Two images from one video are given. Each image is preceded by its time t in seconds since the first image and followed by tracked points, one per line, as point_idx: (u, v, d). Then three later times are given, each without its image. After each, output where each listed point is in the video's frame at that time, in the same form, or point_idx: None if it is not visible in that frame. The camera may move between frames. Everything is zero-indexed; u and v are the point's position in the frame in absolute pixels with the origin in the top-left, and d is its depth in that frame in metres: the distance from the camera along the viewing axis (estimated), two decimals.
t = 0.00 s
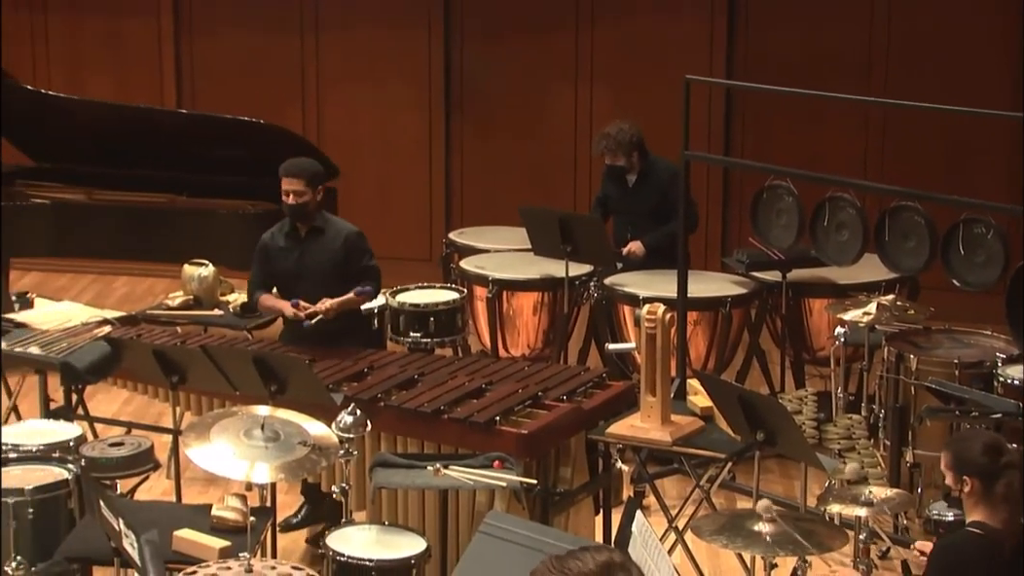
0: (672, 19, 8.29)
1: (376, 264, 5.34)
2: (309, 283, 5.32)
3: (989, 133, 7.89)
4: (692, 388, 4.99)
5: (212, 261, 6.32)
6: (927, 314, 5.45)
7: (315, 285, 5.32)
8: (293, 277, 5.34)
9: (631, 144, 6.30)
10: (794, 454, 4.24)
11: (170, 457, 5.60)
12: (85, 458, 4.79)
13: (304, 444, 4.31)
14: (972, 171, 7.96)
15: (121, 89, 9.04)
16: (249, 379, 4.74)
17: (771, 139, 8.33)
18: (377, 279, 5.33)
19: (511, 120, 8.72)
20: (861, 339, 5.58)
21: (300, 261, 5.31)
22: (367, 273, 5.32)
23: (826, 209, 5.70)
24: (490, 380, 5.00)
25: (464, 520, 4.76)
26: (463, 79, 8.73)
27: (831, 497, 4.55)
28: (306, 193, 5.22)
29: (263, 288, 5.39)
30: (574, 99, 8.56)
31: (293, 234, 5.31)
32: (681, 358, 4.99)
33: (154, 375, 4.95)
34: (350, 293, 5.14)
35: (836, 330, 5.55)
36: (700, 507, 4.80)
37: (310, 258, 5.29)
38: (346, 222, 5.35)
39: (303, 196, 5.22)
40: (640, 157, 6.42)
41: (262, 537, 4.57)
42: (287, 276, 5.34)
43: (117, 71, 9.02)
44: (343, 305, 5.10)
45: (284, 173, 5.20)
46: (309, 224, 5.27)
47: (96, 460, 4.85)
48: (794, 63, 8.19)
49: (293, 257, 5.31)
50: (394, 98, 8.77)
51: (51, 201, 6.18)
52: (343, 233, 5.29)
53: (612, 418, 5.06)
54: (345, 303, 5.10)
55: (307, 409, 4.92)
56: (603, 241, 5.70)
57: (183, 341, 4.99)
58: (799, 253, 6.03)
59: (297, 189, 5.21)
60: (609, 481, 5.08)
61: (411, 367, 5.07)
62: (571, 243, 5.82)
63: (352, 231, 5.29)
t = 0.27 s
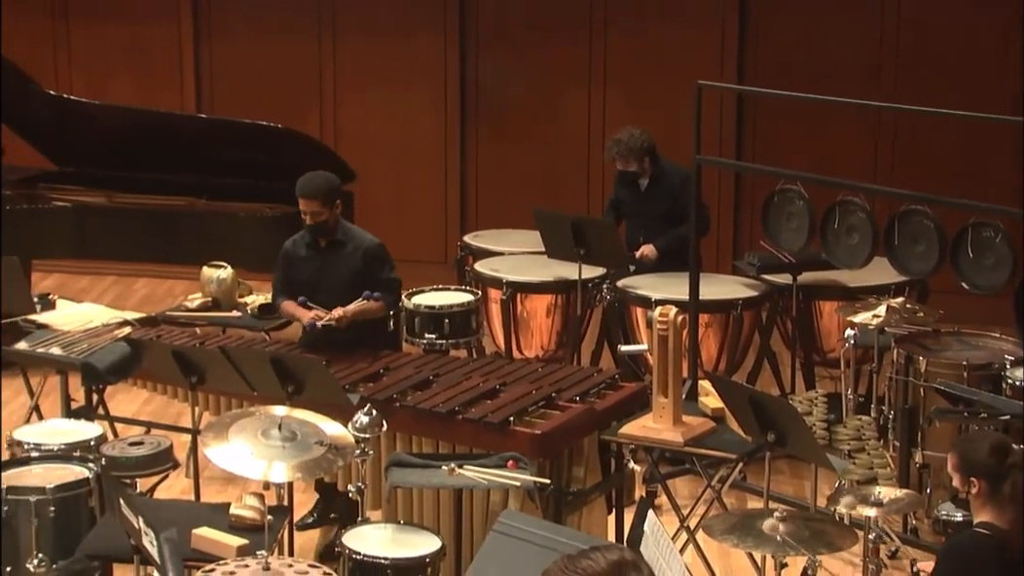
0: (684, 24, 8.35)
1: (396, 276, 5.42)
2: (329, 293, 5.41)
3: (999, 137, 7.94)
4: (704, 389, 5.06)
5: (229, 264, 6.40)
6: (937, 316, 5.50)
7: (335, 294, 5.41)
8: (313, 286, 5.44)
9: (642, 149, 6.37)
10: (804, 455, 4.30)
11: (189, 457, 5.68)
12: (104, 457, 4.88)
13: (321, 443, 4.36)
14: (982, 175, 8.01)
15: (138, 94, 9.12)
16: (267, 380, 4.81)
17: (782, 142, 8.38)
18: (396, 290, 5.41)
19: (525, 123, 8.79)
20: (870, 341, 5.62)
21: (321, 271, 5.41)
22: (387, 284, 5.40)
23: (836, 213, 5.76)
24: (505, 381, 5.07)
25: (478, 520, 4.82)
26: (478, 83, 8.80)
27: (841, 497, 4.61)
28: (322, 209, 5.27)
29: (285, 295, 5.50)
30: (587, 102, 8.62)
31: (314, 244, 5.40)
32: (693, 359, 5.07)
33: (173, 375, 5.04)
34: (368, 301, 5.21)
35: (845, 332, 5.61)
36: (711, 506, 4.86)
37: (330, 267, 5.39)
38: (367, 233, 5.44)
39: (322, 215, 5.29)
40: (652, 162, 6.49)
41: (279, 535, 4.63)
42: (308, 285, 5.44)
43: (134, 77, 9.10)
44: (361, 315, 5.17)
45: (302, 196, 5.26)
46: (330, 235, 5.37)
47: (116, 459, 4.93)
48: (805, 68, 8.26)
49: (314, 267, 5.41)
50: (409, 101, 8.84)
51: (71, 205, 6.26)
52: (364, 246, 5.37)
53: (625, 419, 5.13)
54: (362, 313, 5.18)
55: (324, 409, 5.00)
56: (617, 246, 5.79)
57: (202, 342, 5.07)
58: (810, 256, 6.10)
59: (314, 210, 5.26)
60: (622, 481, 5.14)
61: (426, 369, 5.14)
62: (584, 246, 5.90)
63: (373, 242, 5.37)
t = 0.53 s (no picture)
0: (697, 29, 8.42)
1: (408, 286, 5.45)
2: (341, 297, 5.48)
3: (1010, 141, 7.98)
4: (715, 391, 5.12)
5: (248, 266, 6.48)
6: (946, 319, 5.55)
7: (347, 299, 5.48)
8: (328, 288, 5.53)
9: (656, 153, 6.45)
10: (815, 455, 4.35)
11: (207, 456, 5.75)
12: (124, 456, 4.95)
13: (337, 443, 4.40)
14: (993, 179, 8.05)
15: (157, 97, 9.22)
16: (284, 381, 4.85)
17: (794, 145, 8.44)
18: (407, 300, 5.44)
19: (539, 127, 8.85)
20: (880, 343, 5.68)
21: (336, 275, 5.49)
22: (397, 294, 5.43)
23: (847, 216, 5.81)
24: (519, 382, 5.13)
25: (492, 520, 4.86)
26: (493, 87, 8.87)
27: (851, 497, 4.66)
28: (337, 214, 5.35)
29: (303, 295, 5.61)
30: (601, 107, 8.69)
31: (331, 247, 5.49)
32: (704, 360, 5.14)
33: (191, 375, 5.06)
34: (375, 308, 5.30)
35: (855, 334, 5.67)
36: (723, 506, 4.92)
37: (344, 271, 5.47)
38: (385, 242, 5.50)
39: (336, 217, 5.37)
40: (664, 166, 6.56)
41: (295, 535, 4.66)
42: (323, 287, 5.53)
43: (153, 79, 9.20)
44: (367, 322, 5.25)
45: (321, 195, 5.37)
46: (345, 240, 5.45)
47: (136, 458, 5.00)
48: (817, 72, 8.31)
49: (330, 269, 5.50)
50: (425, 105, 8.92)
51: (93, 208, 6.33)
52: (378, 253, 5.42)
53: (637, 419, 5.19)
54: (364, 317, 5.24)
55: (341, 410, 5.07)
56: (630, 250, 5.87)
57: (221, 343, 5.14)
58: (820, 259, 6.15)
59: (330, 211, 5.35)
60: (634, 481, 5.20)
61: (441, 369, 5.21)
62: (597, 249, 5.97)
63: (387, 251, 5.43)
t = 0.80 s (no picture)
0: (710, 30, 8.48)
1: (415, 288, 5.56)
2: (350, 291, 5.61)
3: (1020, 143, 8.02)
4: (726, 390, 5.18)
5: (266, 266, 6.57)
6: (955, 319, 5.60)
7: (356, 293, 5.61)
8: (340, 280, 5.66)
9: (669, 154, 6.52)
10: (825, 454, 4.41)
11: (225, 453, 5.83)
12: (144, 453, 5.03)
13: (353, 440, 4.44)
14: (1003, 180, 8.10)
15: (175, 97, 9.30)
16: (301, 379, 4.92)
17: (805, 146, 8.49)
18: (412, 300, 5.55)
19: (554, 128, 8.91)
20: (889, 343, 5.74)
21: (347, 268, 5.62)
22: (403, 293, 5.55)
23: (857, 218, 5.86)
24: (532, 380, 5.20)
25: (506, 517, 4.92)
26: (508, 88, 8.93)
27: (860, 496, 4.72)
28: (354, 203, 5.52)
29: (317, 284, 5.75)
30: (614, 107, 8.75)
31: (347, 240, 5.64)
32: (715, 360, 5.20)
33: (210, 374, 5.15)
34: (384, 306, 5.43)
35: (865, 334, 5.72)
36: (733, 504, 4.98)
37: (355, 266, 5.60)
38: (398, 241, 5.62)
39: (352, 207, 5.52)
40: (677, 167, 6.63)
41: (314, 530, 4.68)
42: (335, 279, 5.67)
43: (170, 79, 9.29)
44: (374, 319, 5.37)
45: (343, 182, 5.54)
46: (359, 235, 5.58)
47: (155, 455, 5.09)
48: (830, 73, 8.36)
49: (343, 262, 5.64)
50: (440, 105, 8.98)
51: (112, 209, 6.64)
52: (390, 251, 5.56)
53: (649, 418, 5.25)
54: (370, 314, 5.36)
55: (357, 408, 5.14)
56: (642, 250, 5.93)
57: (239, 341, 5.22)
58: (830, 260, 6.21)
59: (349, 200, 5.51)
60: (646, 479, 5.26)
61: (455, 368, 5.28)
62: (610, 249, 6.03)
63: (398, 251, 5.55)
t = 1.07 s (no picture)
0: (723, 32, 8.56)
1: (432, 279, 5.69)
2: (366, 284, 5.71)
3: None
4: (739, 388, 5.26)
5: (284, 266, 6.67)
6: (965, 319, 5.66)
7: (374, 288, 5.70)
8: (354, 275, 5.75)
9: (681, 156, 6.60)
10: (836, 452, 4.48)
11: (245, 450, 5.93)
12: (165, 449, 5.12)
13: (370, 438, 4.50)
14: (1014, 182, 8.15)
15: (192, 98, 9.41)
16: (320, 377, 4.98)
17: (817, 148, 8.55)
18: (430, 291, 5.68)
19: (567, 129, 8.98)
20: (899, 343, 5.80)
21: (362, 262, 5.71)
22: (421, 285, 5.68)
23: (867, 219, 5.92)
24: (547, 379, 5.28)
25: (521, 514, 4.99)
26: (523, 90, 9.01)
27: (871, 493, 4.78)
28: (365, 198, 5.62)
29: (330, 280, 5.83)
30: (627, 109, 8.83)
31: (361, 235, 5.72)
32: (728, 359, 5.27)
33: (231, 372, 5.20)
34: (410, 299, 5.55)
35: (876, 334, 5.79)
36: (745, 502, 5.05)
37: (371, 261, 5.68)
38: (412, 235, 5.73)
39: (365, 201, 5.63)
40: (689, 169, 6.71)
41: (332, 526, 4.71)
42: (351, 274, 5.75)
43: (187, 81, 9.39)
44: (403, 313, 5.49)
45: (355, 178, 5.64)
46: (374, 230, 5.68)
47: (176, 451, 5.17)
48: (842, 75, 8.42)
49: (357, 257, 5.72)
50: (456, 107, 9.07)
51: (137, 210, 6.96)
52: (406, 244, 5.67)
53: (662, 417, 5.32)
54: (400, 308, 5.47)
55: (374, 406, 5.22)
56: (656, 250, 6.01)
57: (258, 340, 5.30)
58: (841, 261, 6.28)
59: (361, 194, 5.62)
60: (659, 477, 5.33)
61: (471, 367, 5.35)
62: (624, 250, 6.11)
63: (414, 245, 5.66)
